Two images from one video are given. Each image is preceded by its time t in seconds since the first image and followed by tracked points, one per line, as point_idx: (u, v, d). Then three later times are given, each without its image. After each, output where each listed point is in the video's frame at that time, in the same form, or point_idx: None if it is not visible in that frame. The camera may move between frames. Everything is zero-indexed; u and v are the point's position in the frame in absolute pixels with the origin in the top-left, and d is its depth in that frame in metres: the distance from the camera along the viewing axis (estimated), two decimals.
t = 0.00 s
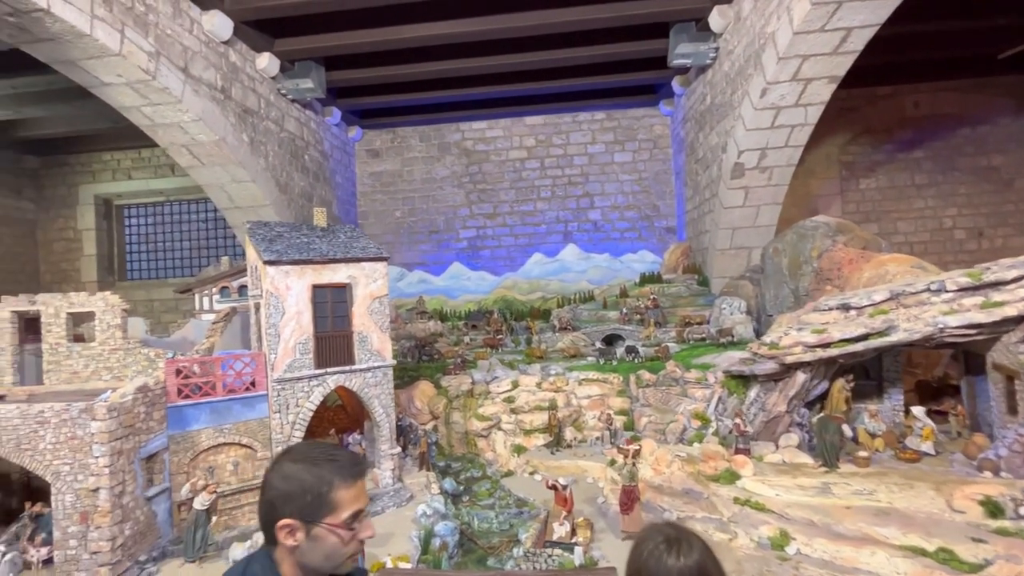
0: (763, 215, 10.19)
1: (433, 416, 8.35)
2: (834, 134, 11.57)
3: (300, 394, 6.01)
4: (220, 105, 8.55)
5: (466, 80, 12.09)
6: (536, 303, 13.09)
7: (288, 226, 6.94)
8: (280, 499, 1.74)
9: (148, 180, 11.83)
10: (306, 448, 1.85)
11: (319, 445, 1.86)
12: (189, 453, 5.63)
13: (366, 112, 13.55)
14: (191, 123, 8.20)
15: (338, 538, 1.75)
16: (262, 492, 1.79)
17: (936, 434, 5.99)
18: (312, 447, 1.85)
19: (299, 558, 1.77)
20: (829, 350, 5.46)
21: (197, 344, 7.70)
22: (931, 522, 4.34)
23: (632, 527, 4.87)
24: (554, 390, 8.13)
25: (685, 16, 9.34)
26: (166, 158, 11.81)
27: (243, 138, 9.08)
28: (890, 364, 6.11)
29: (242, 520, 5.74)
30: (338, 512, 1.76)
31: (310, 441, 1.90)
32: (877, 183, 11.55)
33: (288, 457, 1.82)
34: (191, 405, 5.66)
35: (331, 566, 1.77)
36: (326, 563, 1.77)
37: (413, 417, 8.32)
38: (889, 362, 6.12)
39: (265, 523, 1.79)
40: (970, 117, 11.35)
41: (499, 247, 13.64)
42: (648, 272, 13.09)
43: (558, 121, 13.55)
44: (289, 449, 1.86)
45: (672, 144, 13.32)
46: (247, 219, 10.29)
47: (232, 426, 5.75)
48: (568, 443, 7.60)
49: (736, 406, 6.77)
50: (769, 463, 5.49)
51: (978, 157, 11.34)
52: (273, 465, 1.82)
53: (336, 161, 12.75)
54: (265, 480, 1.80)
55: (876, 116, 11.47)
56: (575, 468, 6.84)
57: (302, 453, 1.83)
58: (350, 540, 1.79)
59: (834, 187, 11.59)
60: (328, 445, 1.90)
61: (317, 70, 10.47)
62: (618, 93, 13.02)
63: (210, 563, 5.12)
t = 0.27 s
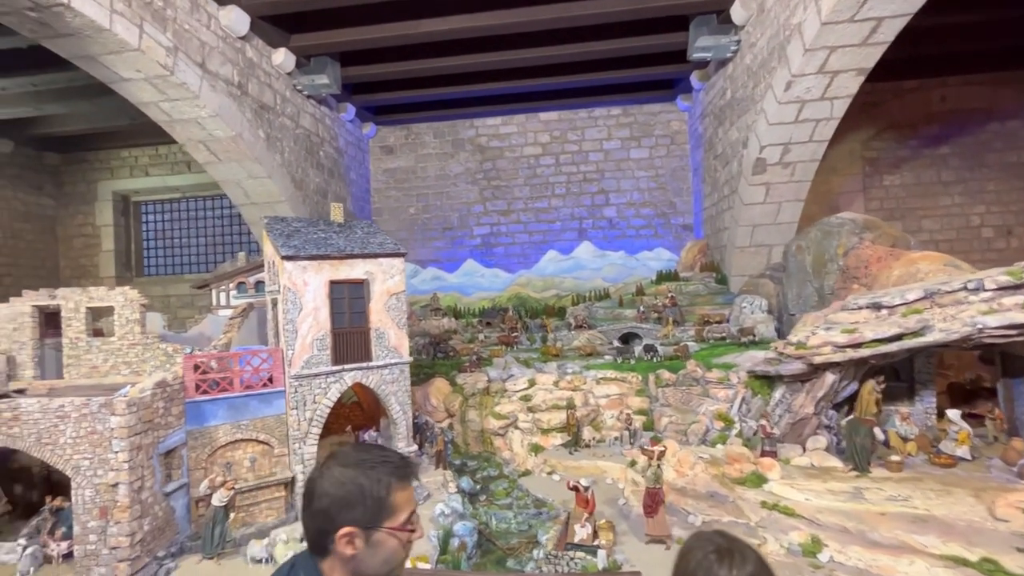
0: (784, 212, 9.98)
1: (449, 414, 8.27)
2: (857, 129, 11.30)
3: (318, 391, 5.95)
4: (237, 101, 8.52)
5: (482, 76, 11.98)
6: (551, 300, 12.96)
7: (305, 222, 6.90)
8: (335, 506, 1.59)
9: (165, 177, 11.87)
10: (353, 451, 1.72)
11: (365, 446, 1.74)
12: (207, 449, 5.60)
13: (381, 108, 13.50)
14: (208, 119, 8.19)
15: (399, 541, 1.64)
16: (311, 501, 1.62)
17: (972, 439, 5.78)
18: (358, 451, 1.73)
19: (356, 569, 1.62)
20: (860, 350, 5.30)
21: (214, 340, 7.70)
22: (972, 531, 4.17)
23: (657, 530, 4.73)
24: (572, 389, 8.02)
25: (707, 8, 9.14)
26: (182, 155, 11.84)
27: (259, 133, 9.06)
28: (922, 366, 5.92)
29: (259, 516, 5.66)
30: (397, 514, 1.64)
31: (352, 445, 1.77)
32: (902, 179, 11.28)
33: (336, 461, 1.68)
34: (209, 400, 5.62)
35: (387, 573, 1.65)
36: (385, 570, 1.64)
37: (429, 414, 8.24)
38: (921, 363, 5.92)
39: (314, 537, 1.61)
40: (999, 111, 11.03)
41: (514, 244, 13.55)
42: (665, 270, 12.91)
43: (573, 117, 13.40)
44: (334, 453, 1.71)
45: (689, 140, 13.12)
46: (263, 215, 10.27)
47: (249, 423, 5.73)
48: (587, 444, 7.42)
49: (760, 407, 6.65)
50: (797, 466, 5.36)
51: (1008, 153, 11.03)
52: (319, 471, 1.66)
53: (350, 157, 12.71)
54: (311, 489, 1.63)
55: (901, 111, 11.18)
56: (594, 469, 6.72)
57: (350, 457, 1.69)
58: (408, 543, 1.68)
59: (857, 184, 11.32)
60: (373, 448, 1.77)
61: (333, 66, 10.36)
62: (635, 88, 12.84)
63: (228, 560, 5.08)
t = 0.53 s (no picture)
0: (808, 209, 9.76)
1: (465, 411, 8.17)
2: (884, 124, 11.00)
3: (335, 386, 5.88)
4: (254, 94, 8.46)
5: (499, 70, 11.83)
6: (566, 297, 12.82)
7: (323, 215, 6.83)
8: (391, 523, 1.49)
9: (183, 172, 11.88)
10: (400, 460, 1.63)
11: (412, 454, 1.65)
12: (225, 443, 5.55)
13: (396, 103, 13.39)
14: (226, 112, 8.14)
15: (457, 554, 1.57)
16: (363, 520, 1.52)
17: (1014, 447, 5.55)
18: (405, 460, 1.63)
19: None
20: (897, 350, 5.10)
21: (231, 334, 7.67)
22: (1019, 543, 3.99)
23: (684, 535, 4.59)
24: (591, 387, 7.89)
25: None
26: (200, 150, 11.85)
27: (275, 127, 9.00)
28: (960, 368, 5.71)
29: (277, 512, 5.55)
30: (455, 525, 1.57)
31: (396, 453, 1.67)
32: (929, 176, 10.97)
33: (385, 473, 1.57)
34: (226, 395, 5.58)
35: None
36: None
37: (445, 411, 8.13)
38: (959, 365, 5.71)
39: (367, 557, 1.51)
40: None
41: (528, 240, 13.37)
42: (683, 267, 12.70)
43: (590, 112, 13.20)
44: (380, 464, 1.61)
45: (708, 135, 12.87)
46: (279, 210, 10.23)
47: (267, 417, 5.66)
48: (606, 443, 7.37)
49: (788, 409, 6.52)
50: (828, 470, 5.20)
51: None
52: (367, 486, 1.56)
53: (365, 152, 12.64)
54: (362, 506, 1.53)
55: (929, 105, 10.84)
56: (614, 470, 6.59)
57: (398, 467, 1.59)
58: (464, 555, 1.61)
59: (882, 180, 11.02)
60: (419, 456, 1.68)
61: (349, 60, 10.36)
62: (654, 82, 12.62)
63: (246, 556, 5.03)
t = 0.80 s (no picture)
0: (834, 208, 9.53)
1: (483, 410, 8.11)
2: (912, 121, 10.71)
3: (355, 383, 5.84)
4: (274, 90, 8.45)
5: (517, 67, 11.71)
6: (582, 297, 12.69)
7: (343, 212, 6.80)
8: (461, 558, 1.39)
9: (202, 168, 11.95)
10: (459, 487, 1.53)
11: (471, 480, 1.55)
12: (245, 439, 5.53)
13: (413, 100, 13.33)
14: (246, 109, 8.14)
15: None
16: (428, 559, 1.40)
17: None
18: (462, 485, 1.53)
19: None
20: (935, 355, 5.00)
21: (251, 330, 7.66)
22: None
23: (710, 542, 4.48)
24: (610, 388, 7.77)
25: None
26: (219, 147, 11.91)
27: (295, 124, 8.98)
28: (997, 375, 5.50)
29: (296, 509, 5.53)
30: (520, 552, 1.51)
31: (451, 477, 1.57)
32: (958, 175, 10.67)
33: (445, 501, 1.47)
34: (247, 391, 5.54)
35: None
36: None
37: (462, 410, 8.09)
38: (997, 372, 5.50)
39: None
40: None
41: (544, 239, 13.25)
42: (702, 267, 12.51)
43: (609, 109, 13.03)
44: (439, 493, 1.50)
45: (729, 132, 12.64)
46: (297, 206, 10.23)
47: (286, 414, 5.66)
48: (627, 445, 7.26)
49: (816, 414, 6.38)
50: (861, 478, 5.05)
51: None
52: (428, 517, 1.45)
53: (382, 149, 12.60)
54: (425, 541, 1.41)
55: (959, 102, 10.54)
56: (636, 473, 6.47)
57: (458, 495, 1.49)
58: None
59: (910, 179, 10.73)
60: (473, 479, 1.59)
61: (367, 57, 10.29)
62: (674, 78, 12.42)
63: (266, 553, 5.00)
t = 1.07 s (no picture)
0: (855, 204, 9.31)
1: (497, 405, 8.08)
2: (936, 115, 10.45)
3: (372, 375, 5.81)
4: (289, 82, 8.41)
5: (532, 59, 11.58)
6: (595, 292, 12.56)
7: (359, 203, 6.77)
8: None
9: (216, 161, 11.96)
10: (542, 502, 1.49)
11: (558, 497, 1.51)
12: (262, 430, 5.53)
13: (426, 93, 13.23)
14: (262, 100, 8.11)
15: None
16: None
17: None
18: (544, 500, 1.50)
19: None
20: (968, 355, 4.98)
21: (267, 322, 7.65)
22: None
23: (734, 541, 4.40)
24: (626, 384, 7.69)
25: None
26: (233, 139, 11.91)
27: (310, 116, 8.95)
28: None
29: (313, 501, 5.51)
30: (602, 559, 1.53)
31: (536, 494, 1.52)
32: (984, 171, 10.43)
33: (535, 521, 1.44)
34: (265, 382, 5.54)
35: None
36: None
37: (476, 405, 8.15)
38: None
39: None
40: None
41: (557, 233, 13.17)
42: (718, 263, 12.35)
43: (624, 102, 12.88)
44: (526, 512, 1.46)
45: (747, 126, 12.45)
46: (311, 199, 10.20)
47: (303, 406, 5.64)
48: (644, 442, 7.16)
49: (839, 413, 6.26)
50: (886, 478, 4.97)
51: None
52: (519, 541, 1.41)
53: (396, 143, 12.54)
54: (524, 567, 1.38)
55: (986, 96, 10.30)
56: (653, 470, 6.38)
57: (545, 511, 1.46)
58: None
59: (933, 175, 10.51)
60: (549, 490, 1.56)
61: (382, 48, 10.13)
62: (691, 71, 12.25)
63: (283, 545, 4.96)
